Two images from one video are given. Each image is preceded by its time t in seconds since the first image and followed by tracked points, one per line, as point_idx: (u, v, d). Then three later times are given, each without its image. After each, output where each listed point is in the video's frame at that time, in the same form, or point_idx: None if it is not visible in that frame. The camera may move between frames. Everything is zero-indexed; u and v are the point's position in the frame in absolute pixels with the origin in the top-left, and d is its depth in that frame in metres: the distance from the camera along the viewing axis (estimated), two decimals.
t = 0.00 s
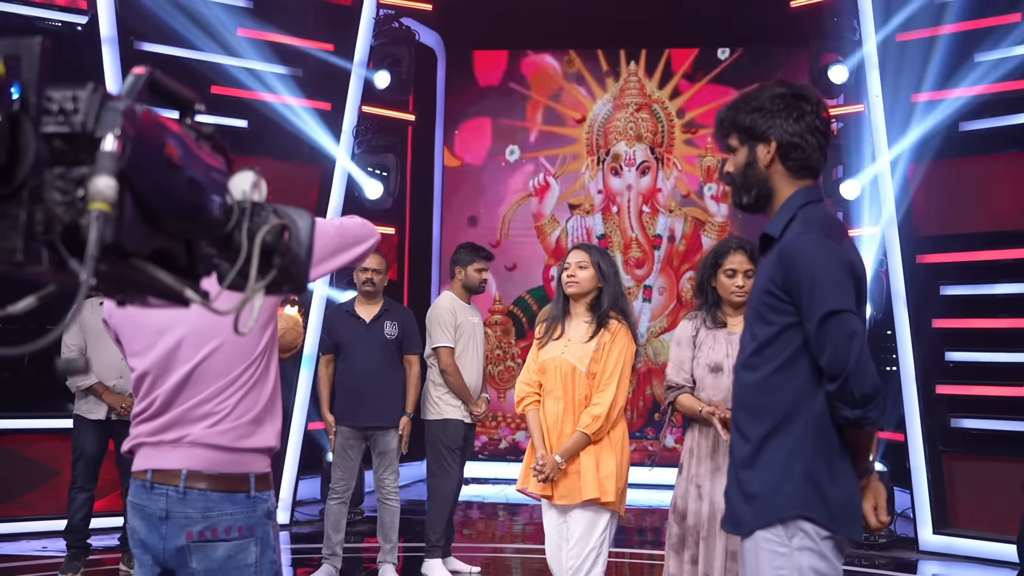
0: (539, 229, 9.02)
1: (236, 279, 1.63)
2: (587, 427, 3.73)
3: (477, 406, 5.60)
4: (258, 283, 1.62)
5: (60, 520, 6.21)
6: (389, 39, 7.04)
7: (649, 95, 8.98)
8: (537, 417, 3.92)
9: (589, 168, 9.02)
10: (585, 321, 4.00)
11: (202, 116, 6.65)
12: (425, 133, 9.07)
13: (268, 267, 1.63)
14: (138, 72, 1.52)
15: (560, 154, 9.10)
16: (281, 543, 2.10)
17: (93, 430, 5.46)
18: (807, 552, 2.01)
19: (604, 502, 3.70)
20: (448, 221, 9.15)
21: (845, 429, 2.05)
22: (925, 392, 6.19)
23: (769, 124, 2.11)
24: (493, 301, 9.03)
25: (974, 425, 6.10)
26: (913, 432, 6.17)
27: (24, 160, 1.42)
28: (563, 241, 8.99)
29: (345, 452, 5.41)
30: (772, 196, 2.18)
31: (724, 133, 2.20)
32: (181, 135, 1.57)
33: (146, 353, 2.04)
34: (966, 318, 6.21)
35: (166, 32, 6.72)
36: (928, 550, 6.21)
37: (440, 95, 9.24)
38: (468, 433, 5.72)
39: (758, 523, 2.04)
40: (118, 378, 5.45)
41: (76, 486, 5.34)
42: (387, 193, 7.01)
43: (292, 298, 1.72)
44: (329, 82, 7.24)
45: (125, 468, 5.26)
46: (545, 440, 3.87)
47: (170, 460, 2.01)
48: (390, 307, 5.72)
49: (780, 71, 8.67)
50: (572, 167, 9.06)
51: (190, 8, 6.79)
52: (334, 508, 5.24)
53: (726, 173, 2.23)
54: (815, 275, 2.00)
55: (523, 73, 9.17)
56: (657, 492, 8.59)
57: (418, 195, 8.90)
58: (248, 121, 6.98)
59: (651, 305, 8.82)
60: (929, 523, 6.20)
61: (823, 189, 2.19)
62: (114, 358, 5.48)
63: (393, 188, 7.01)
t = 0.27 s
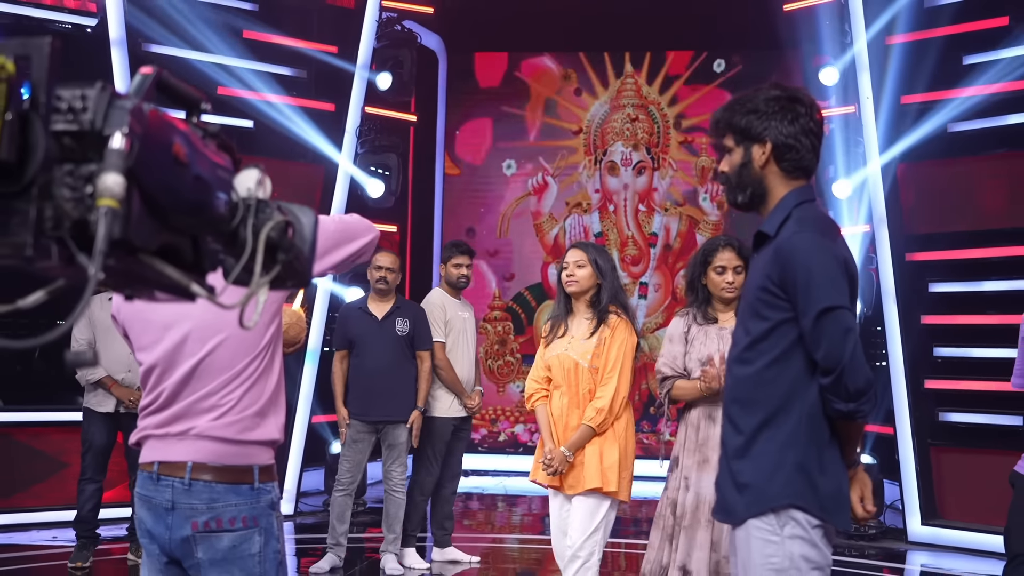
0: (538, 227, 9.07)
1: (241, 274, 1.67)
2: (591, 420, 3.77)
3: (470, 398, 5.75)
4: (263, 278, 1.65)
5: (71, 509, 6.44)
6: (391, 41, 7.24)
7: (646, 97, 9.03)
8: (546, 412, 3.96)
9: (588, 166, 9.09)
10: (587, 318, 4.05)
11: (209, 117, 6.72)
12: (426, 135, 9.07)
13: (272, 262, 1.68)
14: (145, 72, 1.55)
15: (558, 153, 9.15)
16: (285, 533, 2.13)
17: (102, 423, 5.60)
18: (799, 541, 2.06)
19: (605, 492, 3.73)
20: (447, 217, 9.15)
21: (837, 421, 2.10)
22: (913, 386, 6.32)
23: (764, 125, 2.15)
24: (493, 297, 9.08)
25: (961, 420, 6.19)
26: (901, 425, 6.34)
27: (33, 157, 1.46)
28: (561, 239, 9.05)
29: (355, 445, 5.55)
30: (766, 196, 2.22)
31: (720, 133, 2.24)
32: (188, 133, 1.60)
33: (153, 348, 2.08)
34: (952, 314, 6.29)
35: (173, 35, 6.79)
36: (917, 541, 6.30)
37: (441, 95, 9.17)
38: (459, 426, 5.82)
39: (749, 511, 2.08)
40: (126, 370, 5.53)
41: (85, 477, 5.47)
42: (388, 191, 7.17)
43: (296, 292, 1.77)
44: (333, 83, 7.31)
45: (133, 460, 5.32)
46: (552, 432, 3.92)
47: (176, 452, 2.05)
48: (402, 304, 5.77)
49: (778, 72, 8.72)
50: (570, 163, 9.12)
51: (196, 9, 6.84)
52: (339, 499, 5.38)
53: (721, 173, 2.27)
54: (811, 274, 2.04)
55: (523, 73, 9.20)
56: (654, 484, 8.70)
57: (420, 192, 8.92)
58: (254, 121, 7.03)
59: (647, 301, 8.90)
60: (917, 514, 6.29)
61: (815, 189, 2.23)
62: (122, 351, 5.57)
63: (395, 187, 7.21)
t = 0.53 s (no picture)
0: (533, 226, 9.15)
1: (248, 270, 1.73)
2: (597, 411, 3.84)
3: (463, 391, 5.91)
4: (269, 274, 1.72)
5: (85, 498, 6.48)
6: (392, 48, 7.37)
7: (637, 101, 9.13)
8: (547, 404, 4.03)
9: (581, 169, 9.15)
10: (588, 315, 4.12)
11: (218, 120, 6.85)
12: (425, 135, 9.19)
13: (278, 259, 1.74)
14: (156, 76, 1.61)
15: (553, 153, 9.21)
16: (291, 521, 2.20)
17: (116, 414, 5.63)
18: (782, 525, 2.13)
19: (606, 476, 3.79)
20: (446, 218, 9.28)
21: (819, 410, 2.18)
22: (892, 377, 6.52)
23: (753, 129, 2.22)
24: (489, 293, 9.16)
25: (938, 410, 6.37)
26: (881, 413, 6.51)
27: (48, 157, 1.51)
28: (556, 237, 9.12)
29: (364, 435, 5.58)
30: (753, 196, 2.29)
31: (709, 136, 2.31)
32: (197, 135, 1.66)
33: (164, 342, 2.15)
34: (932, 309, 6.47)
35: (182, 42, 6.94)
36: (897, 527, 6.47)
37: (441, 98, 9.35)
38: (453, 417, 5.96)
39: (735, 496, 2.15)
40: (138, 364, 5.53)
41: (99, 467, 5.50)
42: (390, 192, 7.36)
43: (301, 288, 1.83)
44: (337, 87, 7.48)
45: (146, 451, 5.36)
46: (556, 423, 3.98)
47: (186, 443, 2.12)
48: (409, 301, 5.82)
49: (767, 78, 8.82)
50: (564, 168, 9.18)
51: (205, 17, 7.02)
52: (348, 488, 5.40)
53: (710, 173, 2.34)
54: (799, 271, 2.12)
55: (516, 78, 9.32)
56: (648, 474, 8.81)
57: (420, 191, 9.00)
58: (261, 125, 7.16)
59: (638, 297, 9.00)
60: (897, 500, 6.47)
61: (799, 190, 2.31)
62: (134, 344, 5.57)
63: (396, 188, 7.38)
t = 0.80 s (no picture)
0: (532, 225, 9.23)
1: (255, 268, 1.79)
2: (599, 403, 3.90)
3: (467, 385, 5.98)
4: (277, 272, 1.78)
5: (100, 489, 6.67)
6: (396, 53, 7.58)
7: (632, 105, 9.20)
8: (547, 397, 4.08)
9: (578, 170, 9.24)
10: (589, 310, 4.15)
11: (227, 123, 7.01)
12: (428, 139, 9.20)
13: (286, 256, 1.80)
14: (166, 80, 1.67)
15: (550, 154, 9.30)
16: (296, 510, 2.26)
17: (128, 408, 5.69)
18: (771, 515, 2.19)
19: (611, 467, 3.86)
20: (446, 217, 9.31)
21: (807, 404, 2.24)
22: (879, 371, 6.73)
23: (745, 133, 2.29)
24: (489, 291, 9.22)
25: (924, 404, 6.55)
26: (869, 410, 6.74)
27: (63, 159, 1.57)
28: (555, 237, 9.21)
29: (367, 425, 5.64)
30: (744, 198, 2.35)
31: (702, 140, 2.37)
32: (206, 137, 1.71)
33: (174, 337, 2.21)
34: (917, 306, 6.66)
35: (193, 47, 7.10)
36: (884, 517, 6.65)
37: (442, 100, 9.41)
38: (456, 410, 6.01)
39: (725, 486, 2.21)
40: (150, 359, 5.61)
41: (112, 459, 5.51)
42: (392, 193, 7.55)
43: (307, 286, 1.89)
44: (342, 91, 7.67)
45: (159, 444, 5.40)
46: (557, 415, 4.04)
47: (194, 435, 2.17)
48: (413, 299, 5.90)
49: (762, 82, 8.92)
50: (563, 171, 9.27)
51: (213, 23, 7.17)
52: (348, 477, 5.48)
53: (703, 176, 2.41)
54: (790, 270, 2.17)
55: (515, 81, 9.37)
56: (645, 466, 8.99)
57: (424, 191, 9.11)
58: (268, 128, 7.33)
59: (633, 295, 9.10)
60: (884, 491, 6.65)
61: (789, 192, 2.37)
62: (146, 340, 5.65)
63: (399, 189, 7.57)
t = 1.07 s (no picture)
0: (534, 228, 9.68)
1: (271, 268, 1.87)
2: (605, 399, 3.98)
3: (473, 379, 6.03)
4: (291, 272, 1.88)
5: (119, 479, 7.02)
6: (404, 63, 7.98)
7: (630, 112, 9.66)
8: (551, 393, 4.15)
9: (578, 175, 9.70)
10: (590, 309, 4.23)
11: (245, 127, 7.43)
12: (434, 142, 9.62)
13: (299, 257, 1.90)
14: (185, 89, 1.74)
15: (552, 163, 9.74)
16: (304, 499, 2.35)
17: (147, 402, 5.71)
18: (763, 504, 2.26)
19: (616, 460, 3.93)
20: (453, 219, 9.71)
21: (797, 398, 2.32)
22: (867, 370, 6.82)
23: (737, 139, 2.37)
24: (494, 291, 9.65)
25: (910, 399, 6.66)
26: (857, 405, 6.84)
27: (88, 164, 1.64)
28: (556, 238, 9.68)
29: (369, 420, 5.69)
30: (738, 201, 2.44)
31: (697, 147, 2.45)
32: (222, 143, 1.79)
33: (190, 334, 2.30)
34: (903, 305, 6.75)
35: (212, 57, 7.52)
36: (871, 508, 6.79)
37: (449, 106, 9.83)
38: (463, 404, 6.09)
39: (720, 477, 2.29)
40: (169, 355, 5.63)
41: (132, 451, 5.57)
42: (400, 196, 7.86)
43: (319, 284, 2.00)
44: (352, 98, 8.05)
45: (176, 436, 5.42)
46: (563, 411, 4.12)
47: (209, 427, 2.26)
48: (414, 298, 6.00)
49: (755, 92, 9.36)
50: (563, 175, 9.73)
51: (232, 33, 7.59)
52: (351, 470, 5.53)
53: (699, 182, 2.49)
54: (780, 271, 2.26)
55: (516, 88, 9.79)
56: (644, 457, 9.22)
57: (430, 192, 9.49)
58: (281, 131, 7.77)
59: (631, 294, 9.54)
60: (871, 482, 6.80)
61: (780, 195, 2.45)
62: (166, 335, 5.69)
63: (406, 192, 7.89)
